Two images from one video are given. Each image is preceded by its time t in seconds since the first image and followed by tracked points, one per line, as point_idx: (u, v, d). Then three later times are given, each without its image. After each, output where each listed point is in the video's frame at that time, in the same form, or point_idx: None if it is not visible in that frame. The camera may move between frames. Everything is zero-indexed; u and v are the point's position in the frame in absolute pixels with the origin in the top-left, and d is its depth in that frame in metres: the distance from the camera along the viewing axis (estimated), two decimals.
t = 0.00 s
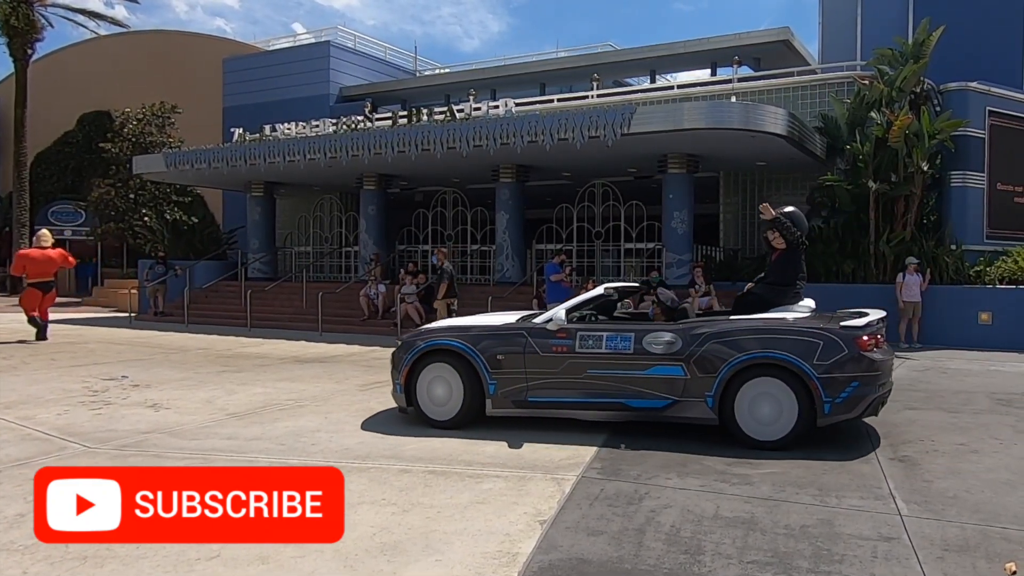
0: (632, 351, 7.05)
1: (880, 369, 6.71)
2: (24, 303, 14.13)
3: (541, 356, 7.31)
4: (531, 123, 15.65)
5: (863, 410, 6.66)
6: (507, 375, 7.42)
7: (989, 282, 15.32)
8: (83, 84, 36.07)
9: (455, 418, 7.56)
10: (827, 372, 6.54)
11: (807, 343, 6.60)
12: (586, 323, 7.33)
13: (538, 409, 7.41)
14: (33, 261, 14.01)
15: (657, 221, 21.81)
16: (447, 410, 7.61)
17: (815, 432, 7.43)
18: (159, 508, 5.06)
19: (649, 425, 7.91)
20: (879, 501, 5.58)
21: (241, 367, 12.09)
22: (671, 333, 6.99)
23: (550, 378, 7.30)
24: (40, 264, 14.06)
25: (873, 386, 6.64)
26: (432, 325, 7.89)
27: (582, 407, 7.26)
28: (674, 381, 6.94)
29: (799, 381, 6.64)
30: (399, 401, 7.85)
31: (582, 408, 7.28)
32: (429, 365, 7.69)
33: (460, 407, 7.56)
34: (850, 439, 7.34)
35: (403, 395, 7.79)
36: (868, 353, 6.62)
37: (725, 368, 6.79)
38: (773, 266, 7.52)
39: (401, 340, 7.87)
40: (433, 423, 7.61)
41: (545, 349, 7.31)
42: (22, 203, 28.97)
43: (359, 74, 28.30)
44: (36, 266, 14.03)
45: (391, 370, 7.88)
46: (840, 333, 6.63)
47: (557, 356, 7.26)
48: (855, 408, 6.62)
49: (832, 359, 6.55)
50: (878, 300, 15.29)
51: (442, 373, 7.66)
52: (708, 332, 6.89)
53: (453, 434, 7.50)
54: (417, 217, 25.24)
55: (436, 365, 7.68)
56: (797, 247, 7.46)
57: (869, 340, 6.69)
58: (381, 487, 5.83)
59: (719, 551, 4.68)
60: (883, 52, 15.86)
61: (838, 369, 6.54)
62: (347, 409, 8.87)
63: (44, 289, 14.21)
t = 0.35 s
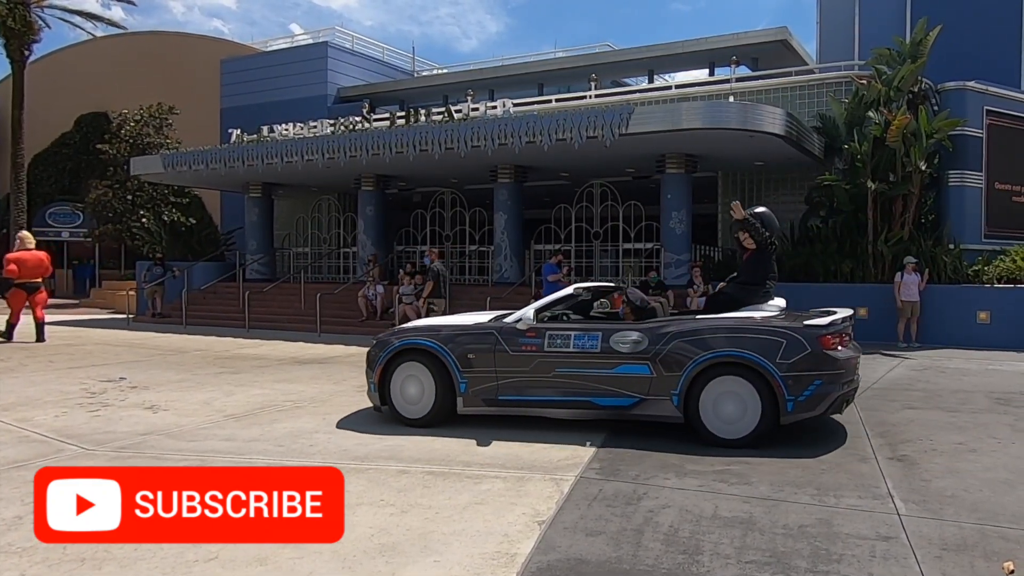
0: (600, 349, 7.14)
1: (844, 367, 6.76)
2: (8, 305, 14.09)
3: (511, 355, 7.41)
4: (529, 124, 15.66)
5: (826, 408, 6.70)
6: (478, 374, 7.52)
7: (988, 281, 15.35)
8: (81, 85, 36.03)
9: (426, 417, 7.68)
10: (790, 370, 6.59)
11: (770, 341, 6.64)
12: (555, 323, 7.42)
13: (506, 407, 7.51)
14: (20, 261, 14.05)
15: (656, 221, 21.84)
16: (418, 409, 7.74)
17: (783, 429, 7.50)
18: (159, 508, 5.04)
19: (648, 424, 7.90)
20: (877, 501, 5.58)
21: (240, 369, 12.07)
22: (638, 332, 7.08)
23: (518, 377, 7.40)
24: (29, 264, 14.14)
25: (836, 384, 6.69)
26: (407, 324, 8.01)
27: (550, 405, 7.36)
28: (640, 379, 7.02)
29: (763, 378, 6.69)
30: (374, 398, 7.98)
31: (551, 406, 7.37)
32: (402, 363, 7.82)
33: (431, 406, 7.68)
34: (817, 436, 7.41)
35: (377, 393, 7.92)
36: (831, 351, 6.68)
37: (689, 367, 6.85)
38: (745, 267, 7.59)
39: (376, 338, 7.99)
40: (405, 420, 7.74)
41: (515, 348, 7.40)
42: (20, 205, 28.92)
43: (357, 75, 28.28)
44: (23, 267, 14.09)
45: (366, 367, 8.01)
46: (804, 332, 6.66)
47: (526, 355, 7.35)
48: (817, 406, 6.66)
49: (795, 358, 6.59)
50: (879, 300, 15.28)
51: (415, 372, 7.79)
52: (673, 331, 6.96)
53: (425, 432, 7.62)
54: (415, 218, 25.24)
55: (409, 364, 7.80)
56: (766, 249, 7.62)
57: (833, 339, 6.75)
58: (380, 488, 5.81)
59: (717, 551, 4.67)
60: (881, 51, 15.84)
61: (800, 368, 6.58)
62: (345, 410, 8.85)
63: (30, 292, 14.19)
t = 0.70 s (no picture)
0: (568, 348, 7.24)
1: (807, 366, 6.82)
2: None
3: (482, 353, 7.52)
4: (528, 124, 15.67)
5: (790, 406, 6.76)
6: (450, 372, 7.63)
7: (986, 281, 15.36)
8: (79, 86, 36.02)
9: (400, 414, 7.79)
10: (754, 369, 6.63)
11: (735, 340, 6.69)
12: (526, 322, 7.53)
13: (478, 405, 7.61)
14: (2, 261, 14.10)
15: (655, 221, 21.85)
16: (393, 407, 7.85)
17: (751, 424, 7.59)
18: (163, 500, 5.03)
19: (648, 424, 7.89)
20: (876, 500, 5.58)
21: (238, 369, 12.06)
22: (606, 331, 7.16)
23: (490, 375, 7.50)
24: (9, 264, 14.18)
25: (799, 382, 6.75)
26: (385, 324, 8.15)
27: (520, 403, 7.47)
28: (608, 377, 7.10)
29: (727, 376, 6.74)
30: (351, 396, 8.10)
31: (522, 405, 7.47)
32: (378, 362, 7.94)
33: (405, 404, 7.79)
34: (794, 434, 7.48)
35: (354, 391, 8.05)
36: (795, 350, 6.74)
37: (656, 365, 6.92)
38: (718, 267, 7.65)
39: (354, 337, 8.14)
40: (380, 418, 7.85)
41: (486, 346, 7.51)
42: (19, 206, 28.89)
43: (357, 76, 28.29)
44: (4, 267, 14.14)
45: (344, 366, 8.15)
46: (770, 331, 6.71)
47: (497, 354, 7.46)
48: (781, 404, 6.71)
49: (759, 356, 6.64)
50: (879, 300, 15.27)
51: (390, 371, 7.90)
52: (642, 329, 7.03)
53: (398, 430, 7.72)
54: (413, 218, 25.24)
55: (384, 362, 7.93)
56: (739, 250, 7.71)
57: (798, 338, 6.82)
58: (378, 489, 5.80)
59: (716, 551, 4.66)
60: (880, 51, 15.82)
61: (765, 366, 6.63)
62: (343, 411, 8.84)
63: (10, 292, 14.30)
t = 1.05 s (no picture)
0: (538, 347, 7.28)
1: (774, 364, 6.83)
2: None
3: (454, 352, 7.56)
4: (528, 123, 15.66)
5: (757, 404, 6.76)
6: (424, 370, 7.68)
7: (985, 280, 15.35)
8: (78, 86, 36.02)
9: (376, 412, 7.87)
10: (719, 368, 6.64)
11: (701, 339, 6.71)
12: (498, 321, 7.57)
13: (452, 403, 7.65)
14: None
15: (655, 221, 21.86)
16: (369, 404, 7.93)
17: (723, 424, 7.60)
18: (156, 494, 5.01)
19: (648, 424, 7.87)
20: (875, 500, 5.57)
21: (237, 369, 12.05)
22: (575, 330, 7.21)
23: (462, 373, 7.55)
24: None
25: (765, 381, 6.76)
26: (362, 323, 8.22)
27: (494, 401, 7.51)
28: (577, 375, 7.15)
29: (694, 374, 6.73)
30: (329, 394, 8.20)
31: (494, 402, 7.51)
32: (354, 360, 8.02)
33: (381, 401, 7.87)
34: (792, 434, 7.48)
35: (331, 389, 8.13)
36: (760, 349, 6.75)
37: (622, 364, 6.96)
38: (689, 267, 8.33)
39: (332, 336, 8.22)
40: (357, 416, 7.95)
41: (459, 345, 7.56)
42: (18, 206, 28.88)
43: (356, 76, 28.30)
44: None
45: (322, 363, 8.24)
46: (735, 330, 6.72)
47: (469, 352, 7.50)
48: (747, 402, 6.72)
49: (724, 355, 6.65)
50: (879, 300, 15.28)
51: (366, 369, 7.98)
52: (610, 328, 7.05)
53: (375, 427, 7.80)
54: (413, 218, 25.23)
55: (360, 360, 8.01)
56: (710, 249, 8.32)
57: (763, 337, 6.83)
58: (378, 489, 5.79)
59: (715, 551, 4.66)
60: (879, 50, 15.78)
61: (729, 365, 6.64)
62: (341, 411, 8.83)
63: None
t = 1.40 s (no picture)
0: (510, 345, 7.31)
1: (741, 363, 6.82)
2: None
3: (428, 350, 7.57)
4: (528, 123, 15.65)
5: (724, 402, 6.75)
6: (400, 368, 7.69)
7: (986, 280, 15.32)
8: (78, 85, 36.05)
9: (354, 409, 7.89)
10: (685, 367, 6.65)
11: (667, 339, 6.73)
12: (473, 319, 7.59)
13: (427, 401, 7.65)
14: None
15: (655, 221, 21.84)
16: (347, 402, 7.96)
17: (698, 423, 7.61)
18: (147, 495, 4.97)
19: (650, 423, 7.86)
20: (876, 500, 5.56)
21: (237, 369, 12.05)
22: (547, 328, 7.24)
23: (438, 371, 7.55)
24: None
25: (731, 379, 6.74)
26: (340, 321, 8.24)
27: (470, 399, 7.51)
28: (549, 374, 7.18)
29: (659, 372, 6.77)
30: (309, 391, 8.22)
31: (468, 400, 7.52)
32: (333, 358, 8.05)
33: (358, 399, 7.89)
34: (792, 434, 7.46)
35: (310, 387, 8.15)
36: (727, 348, 6.73)
37: (588, 366, 7.03)
38: (663, 267, 8.37)
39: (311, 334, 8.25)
40: (335, 413, 7.97)
41: (433, 343, 7.57)
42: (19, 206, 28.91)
43: (357, 76, 28.31)
44: None
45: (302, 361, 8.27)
46: (701, 328, 6.72)
47: (443, 350, 7.51)
48: (714, 400, 6.72)
49: (690, 354, 6.65)
50: (879, 299, 15.27)
51: (344, 367, 8.00)
52: (580, 327, 7.10)
53: (352, 424, 7.82)
54: (413, 218, 25.22)
55: (339, 358, 8.03)
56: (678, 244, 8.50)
57: (731, 335, 6.81)
58: (378, 489, 5.78)
59: (715, 551, 4.65)
60: (880, 50, 15.72)
61: (695, 364, 6.64)
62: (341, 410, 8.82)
63: None
